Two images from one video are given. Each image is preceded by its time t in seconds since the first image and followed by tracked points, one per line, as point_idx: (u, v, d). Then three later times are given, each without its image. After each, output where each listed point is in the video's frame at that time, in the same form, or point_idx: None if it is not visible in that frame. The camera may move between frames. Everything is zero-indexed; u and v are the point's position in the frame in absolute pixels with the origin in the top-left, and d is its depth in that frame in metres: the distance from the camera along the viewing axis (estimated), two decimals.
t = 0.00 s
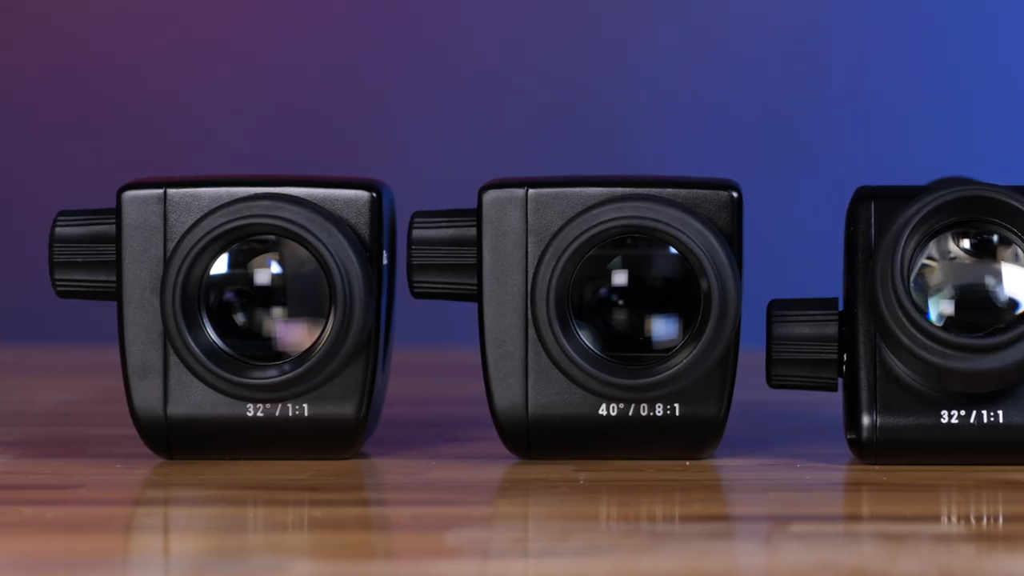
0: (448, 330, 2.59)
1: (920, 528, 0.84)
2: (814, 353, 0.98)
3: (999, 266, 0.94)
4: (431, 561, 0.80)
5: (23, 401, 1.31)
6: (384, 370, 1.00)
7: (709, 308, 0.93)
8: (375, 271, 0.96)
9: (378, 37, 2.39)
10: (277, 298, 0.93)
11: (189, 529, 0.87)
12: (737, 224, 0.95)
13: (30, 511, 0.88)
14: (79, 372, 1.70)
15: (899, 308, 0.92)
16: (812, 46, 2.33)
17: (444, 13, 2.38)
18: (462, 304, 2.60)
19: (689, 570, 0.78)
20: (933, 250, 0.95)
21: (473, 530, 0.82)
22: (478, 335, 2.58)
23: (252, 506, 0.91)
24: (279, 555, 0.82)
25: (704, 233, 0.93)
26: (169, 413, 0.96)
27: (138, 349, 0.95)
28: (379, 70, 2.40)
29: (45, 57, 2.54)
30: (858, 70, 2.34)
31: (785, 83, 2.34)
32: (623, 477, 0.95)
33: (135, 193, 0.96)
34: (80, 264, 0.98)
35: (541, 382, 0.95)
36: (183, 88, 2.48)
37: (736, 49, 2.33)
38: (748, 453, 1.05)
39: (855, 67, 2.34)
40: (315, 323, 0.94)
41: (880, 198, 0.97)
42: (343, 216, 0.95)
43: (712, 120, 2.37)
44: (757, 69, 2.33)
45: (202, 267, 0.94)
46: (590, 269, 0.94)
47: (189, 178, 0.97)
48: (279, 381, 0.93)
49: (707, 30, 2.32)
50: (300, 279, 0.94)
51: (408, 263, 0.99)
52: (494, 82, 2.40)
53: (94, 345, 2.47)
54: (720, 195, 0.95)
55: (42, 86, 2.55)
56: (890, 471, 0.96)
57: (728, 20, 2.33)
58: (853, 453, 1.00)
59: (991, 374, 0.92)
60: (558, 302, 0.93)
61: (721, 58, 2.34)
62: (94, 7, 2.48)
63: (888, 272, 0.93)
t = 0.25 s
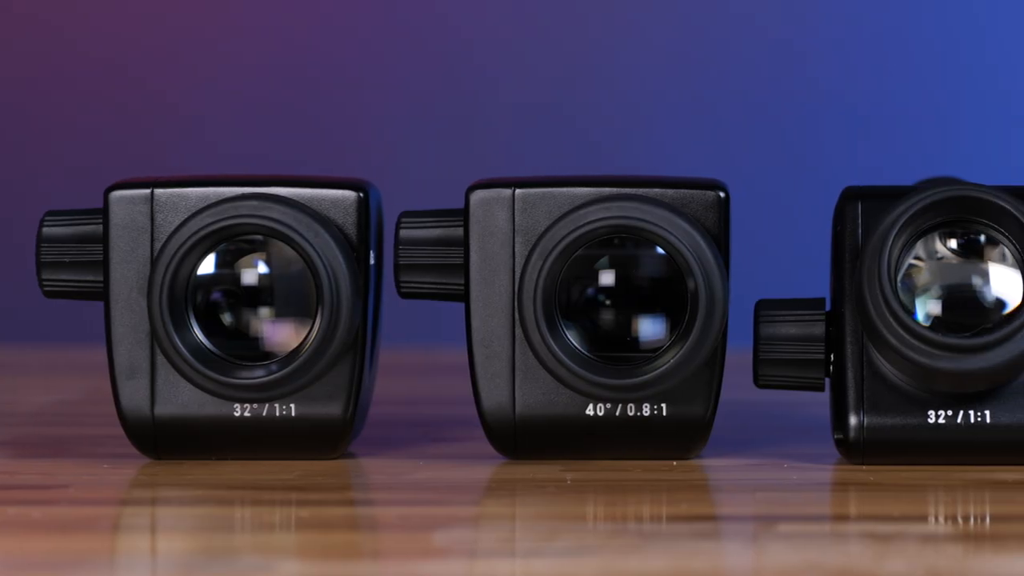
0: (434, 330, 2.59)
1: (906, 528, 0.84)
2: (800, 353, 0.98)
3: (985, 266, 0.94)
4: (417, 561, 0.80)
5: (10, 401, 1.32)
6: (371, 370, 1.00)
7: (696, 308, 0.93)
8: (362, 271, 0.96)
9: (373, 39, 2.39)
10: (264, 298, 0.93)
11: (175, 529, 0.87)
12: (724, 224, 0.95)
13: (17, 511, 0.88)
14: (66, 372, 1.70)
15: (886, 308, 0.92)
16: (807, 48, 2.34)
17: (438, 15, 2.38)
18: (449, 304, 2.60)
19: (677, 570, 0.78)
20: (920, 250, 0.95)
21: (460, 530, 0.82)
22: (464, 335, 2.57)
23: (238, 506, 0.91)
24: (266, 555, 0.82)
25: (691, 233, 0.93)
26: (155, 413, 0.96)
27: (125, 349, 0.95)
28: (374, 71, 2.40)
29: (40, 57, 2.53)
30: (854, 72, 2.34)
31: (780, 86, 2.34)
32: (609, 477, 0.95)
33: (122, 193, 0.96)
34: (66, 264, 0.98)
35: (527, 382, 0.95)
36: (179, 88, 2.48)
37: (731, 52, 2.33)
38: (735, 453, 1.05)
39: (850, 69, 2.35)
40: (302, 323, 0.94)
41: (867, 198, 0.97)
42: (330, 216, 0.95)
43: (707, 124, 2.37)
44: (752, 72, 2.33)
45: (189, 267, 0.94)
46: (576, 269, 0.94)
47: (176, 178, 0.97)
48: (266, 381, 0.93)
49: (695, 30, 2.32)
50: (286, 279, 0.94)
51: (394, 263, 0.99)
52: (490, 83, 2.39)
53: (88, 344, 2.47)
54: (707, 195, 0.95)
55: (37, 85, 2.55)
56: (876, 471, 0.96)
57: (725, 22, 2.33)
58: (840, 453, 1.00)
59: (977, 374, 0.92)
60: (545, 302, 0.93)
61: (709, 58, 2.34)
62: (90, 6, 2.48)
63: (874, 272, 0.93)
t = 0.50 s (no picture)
0: (421, 330, 2.58)
1: (893, 528, 0.84)
2: (786, 353, 0.98)
3: (971, 266, 0.94)
4: (404, 561, 0.80)
5: None
6: (357, 370, 1.00)
7: (682, 308, 0.93)
8: (348, 271, 0.96)
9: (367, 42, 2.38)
10: (250, 298, 0.93)
11: (162, 529, 0.87)
12: (710, 225, 0.95)
13: (3, 511, 0.88)
14: (54, 372, 1.70)
15: (872, 308, 0.92)
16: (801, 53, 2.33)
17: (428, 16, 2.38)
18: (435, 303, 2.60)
19: (664, 571, 0.78)
20: (906, 250, 0.95)
21: (446, 530, 0.82)
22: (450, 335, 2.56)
23: (225, 506, 0.91)
24: (252, 555, 0.82)
25: (677, 233, 0.93)
26: (142, 413, 0.96)
27: (111, 349, 0.95)
28: (369, 72, 2.40)
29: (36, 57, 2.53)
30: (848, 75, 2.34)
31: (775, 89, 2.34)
32: (596, 477, 0.95)
33: (108, 193, 0.96)
34: (53, 264, 0.98)
35: (514, 382, 0.95)
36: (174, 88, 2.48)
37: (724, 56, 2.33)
38: (722, 453, 1.05)
39: (844, 71, 2.34)
40: (288, 323, 0.94)
41: (853, 198, 0.97)
42: (317, 216, 0.96)
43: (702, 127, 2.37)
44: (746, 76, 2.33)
45: (175, 267, 0.94)
46: (563, 269, 0.94)
47: (163, 178, 0.97)
48: (252, 381, 0.93)
49: (683, 29, 2.32)
50: (273, 279, 0.94)
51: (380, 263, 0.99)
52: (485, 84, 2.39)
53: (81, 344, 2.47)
54: (693, 196, 0.95)
55: (32, 85, 2.55)
56: (862, 471, 0.96)
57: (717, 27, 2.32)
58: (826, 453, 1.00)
59: (963, 374, 0.92)
60: (531, 302, 0.93)
61: (697, 58, 2.33)
62: (86, 6, 2.48)
63: (861, 272, 0.93)
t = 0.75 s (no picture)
0: (407, 330, 2.59)
1: (879, 528, 0.84)
2: (771, 353, 0.98)
3: (958, 266, 0.94)
4: (391, 561, 0.79)
5: None
6: (343, 370, 1.00)
7: (668, 308, 0.93)
8: (334, 270, 0.96)
9: (359, 43, 2.39)
10: (236, 298, 0.93)
11: (148, 529, 0.87)
12: (696, 225, 0.95)
13: None
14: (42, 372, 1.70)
15: (859, 308, 0.92)
16: (789, 57, 2.32)
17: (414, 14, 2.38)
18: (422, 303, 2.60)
19: (649, 571, 0.78)
20: (892, 250, 0.95)
21: (432, 530, 0.82)
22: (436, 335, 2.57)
23: (210, 505, 0.91)
24: (238, 555, 0.82)
25: (663, 233, 0.93)
26: (128, 413, 0.96)
27: (97, 349, 0.95)
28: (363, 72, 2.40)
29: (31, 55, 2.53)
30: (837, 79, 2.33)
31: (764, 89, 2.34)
32: (581, 477, 0.95)
33: (94, 192, 0.96)
34: (39, 264, 0.98)
35: (499, 382, 0.95)
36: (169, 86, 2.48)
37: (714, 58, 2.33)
38: (708, 453, 1.05)
39: (835, 73, 2.33)
40: (274, 323, 0.94)
41: (839, 198, 0.97)
42: (302, 216, 0.96)
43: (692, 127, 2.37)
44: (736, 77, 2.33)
45: (161, 267, 0.94)
46: (549, 269, 0.94)
47: (149, 177, 0.97)
48: (238, 381, 0.93)
49: (666, 29, 2.31)
50: (258, 279, 0.94)
51: (366, 263, 0.99)
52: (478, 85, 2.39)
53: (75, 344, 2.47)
54: (679, 195, 0.95)
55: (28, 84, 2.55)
56: (848, 471, 0.96)
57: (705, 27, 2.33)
58: (812, 452, 1.00)
59: (949, 374, 0.92)
60: (517, 302, 0.93)
61: (680, 58, 2.33)
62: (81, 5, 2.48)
63: (847, 272, 0.93)
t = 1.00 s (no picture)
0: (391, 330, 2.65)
1: (864, 528, 0.84)
2: (755, 353, 0.98)
3: (943, 266, 0.94)
4: (376, 561, 0.79)
5: None
6: (328, 370, 1.00)
7: (653, 308, 0.93)
8: (319, 270, 0.96)
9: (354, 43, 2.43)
10: (221, 298, 0.93)
11: (132, 529, 0.87)
12: (681, 225, 0.96)
13: None
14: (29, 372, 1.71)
15: (843, 308, 0.92)
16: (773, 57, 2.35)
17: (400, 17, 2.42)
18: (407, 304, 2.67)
19: (636, 570, 0.78)
20: (877, 250, 0.95)
21: (417, 530, 0.82)
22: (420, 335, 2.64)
23: (195, 505, 0.91)
24: (223, 555, 0.82)
25: (647, 233, 0.93)
26: (113, 413, 0.96)
27: (82, 349, 0.95)
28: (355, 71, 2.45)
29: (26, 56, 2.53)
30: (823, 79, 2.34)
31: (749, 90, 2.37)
32: (566, 477, 0.95)
33: (79, 193, 0.96)
34: (24, 264, 0.98)
35: (484, 382, 0.95)
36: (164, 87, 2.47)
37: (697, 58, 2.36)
38: (693, 453, 1.05)
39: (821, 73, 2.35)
40: (259, 323, 0.94)
41: (824, 198, 0.97)
42: (287, 216, 0.96)
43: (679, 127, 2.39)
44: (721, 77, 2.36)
45: (146, 267, 0.94)
46: (533, 270, 0.94)
47: (134, 178, 0.97)
48: (223, 381, 0.93)
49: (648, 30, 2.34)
50: (243, 278, 0.94)
51: (351, 263, 0.99)
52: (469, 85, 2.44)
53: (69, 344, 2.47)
54: (664, 195, 0.95)
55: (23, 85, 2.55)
56: (833, 471, 0.96)
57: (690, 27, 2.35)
58: (797, 453, 1.00)
59: (934, 374, 0.92)
60: (502, 302, 0.93)
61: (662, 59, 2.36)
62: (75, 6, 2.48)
63: (831, 272, 0.93)
